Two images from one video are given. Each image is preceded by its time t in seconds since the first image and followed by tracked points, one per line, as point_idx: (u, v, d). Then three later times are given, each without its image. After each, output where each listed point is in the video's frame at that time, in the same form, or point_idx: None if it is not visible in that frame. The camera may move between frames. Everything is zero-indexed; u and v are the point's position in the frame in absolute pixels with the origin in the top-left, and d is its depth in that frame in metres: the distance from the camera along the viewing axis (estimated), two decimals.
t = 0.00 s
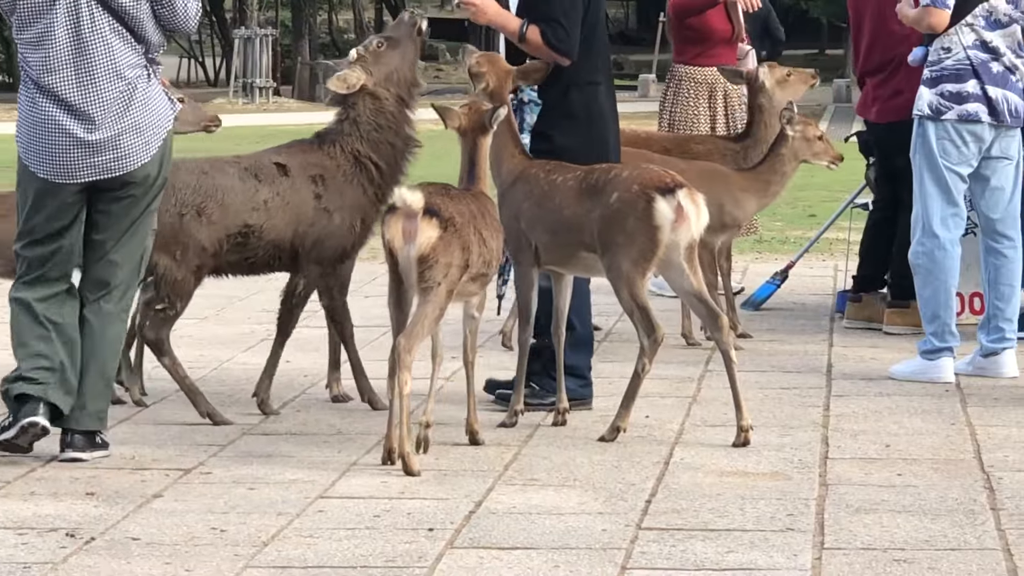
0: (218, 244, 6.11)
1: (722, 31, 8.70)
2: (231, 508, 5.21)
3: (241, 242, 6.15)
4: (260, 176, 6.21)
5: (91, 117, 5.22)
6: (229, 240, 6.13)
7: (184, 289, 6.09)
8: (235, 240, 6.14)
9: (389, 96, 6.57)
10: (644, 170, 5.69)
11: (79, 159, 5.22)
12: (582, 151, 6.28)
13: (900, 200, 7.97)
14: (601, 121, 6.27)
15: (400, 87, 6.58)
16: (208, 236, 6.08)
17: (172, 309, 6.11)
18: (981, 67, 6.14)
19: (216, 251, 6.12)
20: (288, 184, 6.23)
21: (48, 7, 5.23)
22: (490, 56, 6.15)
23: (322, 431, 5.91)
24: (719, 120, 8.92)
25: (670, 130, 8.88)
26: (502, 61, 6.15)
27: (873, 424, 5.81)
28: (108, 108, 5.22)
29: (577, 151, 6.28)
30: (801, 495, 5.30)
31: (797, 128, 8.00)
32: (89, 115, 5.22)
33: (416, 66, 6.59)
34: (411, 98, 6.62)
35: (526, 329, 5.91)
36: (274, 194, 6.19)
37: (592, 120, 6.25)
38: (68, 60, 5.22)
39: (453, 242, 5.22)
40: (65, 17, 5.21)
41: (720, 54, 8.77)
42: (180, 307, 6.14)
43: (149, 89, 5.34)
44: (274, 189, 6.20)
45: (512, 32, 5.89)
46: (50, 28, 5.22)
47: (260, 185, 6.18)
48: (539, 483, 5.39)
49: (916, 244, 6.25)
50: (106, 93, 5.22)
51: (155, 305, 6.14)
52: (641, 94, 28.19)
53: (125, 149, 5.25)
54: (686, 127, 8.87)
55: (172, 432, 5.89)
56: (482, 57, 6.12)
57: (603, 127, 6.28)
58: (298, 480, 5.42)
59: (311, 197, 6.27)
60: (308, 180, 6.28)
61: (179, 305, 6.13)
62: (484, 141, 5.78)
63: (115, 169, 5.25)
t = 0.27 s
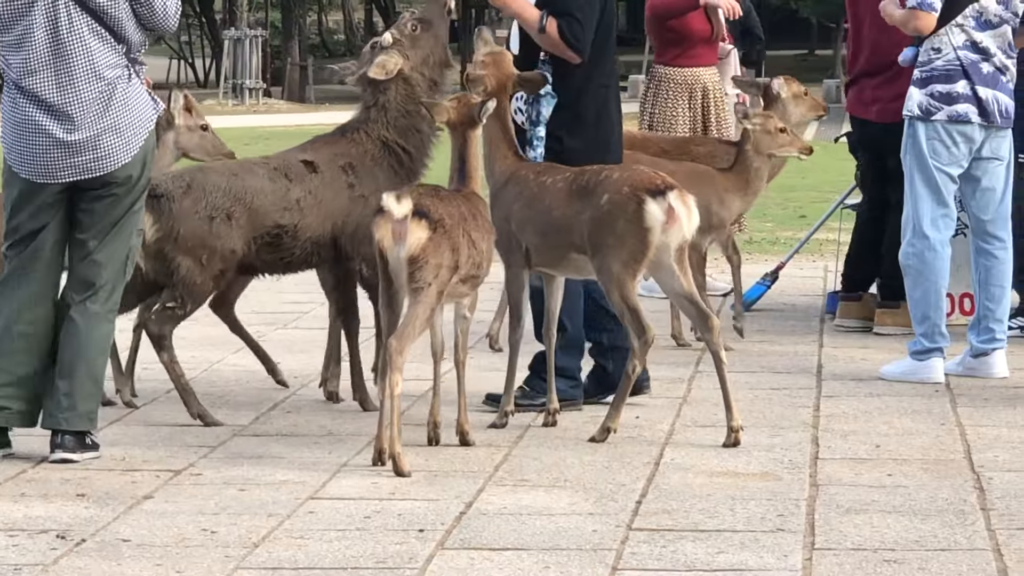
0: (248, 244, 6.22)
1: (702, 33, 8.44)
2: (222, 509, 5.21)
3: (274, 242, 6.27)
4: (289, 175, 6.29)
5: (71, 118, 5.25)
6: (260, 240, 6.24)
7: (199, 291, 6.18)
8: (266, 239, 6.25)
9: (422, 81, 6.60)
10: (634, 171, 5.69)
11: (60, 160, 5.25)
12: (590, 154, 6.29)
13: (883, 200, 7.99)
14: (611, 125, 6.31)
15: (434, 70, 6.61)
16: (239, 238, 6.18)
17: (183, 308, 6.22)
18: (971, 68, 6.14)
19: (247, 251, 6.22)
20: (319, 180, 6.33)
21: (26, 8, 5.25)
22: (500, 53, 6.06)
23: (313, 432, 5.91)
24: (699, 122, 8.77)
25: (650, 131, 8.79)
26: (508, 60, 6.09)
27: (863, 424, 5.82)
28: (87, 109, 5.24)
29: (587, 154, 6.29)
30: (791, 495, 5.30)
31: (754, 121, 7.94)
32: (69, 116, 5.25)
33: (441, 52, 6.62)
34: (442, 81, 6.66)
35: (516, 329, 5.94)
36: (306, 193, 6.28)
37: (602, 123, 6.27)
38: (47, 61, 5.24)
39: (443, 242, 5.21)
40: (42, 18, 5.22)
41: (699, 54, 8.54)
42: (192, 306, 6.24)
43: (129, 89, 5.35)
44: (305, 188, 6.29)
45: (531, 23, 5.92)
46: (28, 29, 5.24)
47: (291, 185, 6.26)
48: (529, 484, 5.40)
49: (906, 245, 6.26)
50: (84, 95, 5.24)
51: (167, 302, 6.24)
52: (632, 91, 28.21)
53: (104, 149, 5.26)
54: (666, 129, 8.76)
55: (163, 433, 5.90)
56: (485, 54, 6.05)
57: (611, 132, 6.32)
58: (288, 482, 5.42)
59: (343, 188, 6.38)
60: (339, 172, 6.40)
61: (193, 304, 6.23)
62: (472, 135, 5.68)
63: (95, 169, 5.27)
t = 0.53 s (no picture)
0: (251, 248, 6.24)
1: (677, 37, 7.67)
2: (210, 513, 5.20)
3: (277, 248, 6.27)
4: (294, 181, 6.29)
5: (45, 120, 5.24)
6: (263, 245, 6.25)
7: (197, 295, 6.20)
8: (270, 244, 6.26)
9: (429, 81, 6.71)
10: (624, 175, 5.69)
11: (33, 161, 5.24)
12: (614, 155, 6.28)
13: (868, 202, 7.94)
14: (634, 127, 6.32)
15: (440, 69, 6.74)
16: (242, 243, 6.20)
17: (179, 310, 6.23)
18: (962, 71, 6.13)
19: (250, 255, 6.24)
20: (323, 185, 6.33)
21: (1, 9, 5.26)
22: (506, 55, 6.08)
23: (301, 436, 5.91)
24: (677, 124, 8.12)
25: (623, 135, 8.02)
26: (515, 63, 6.08)
27: (851, 428, 5.82)
28: (61, 110, 5.24)
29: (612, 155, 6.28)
30: (779, 498, 5.30)
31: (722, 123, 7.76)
32: (42, 117, 5.24)
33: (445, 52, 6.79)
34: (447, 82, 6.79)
35: (505, 333, 5.94)
36: (311, 198, 6.28)
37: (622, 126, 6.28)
38: (21, 63, 5.25)
39: (430, 245, 5.21)
40: (17, 19, 5.22)
41: (678, 58, 7.78)
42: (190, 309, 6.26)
43: (104, 92, 5.34)
44: (310, 193, 6.29)
45: (565, 22, 5.91)
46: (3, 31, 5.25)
47: (296, 191, 6.26)
48: (518, 488, 5.40)
49: (895, 248, 6.26)
50: (58, 96, 5.23)
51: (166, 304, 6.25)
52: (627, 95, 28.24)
53: (78, 151, 5.25)
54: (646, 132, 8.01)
55: (151, 437, 5.90)
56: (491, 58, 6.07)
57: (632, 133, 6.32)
58: (277, 486, 5.42)
59: (348, 193, 6.40)
60: (343, 177, 6.41)
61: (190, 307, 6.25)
62: (455, 135, 5.78)
63: (69, 171, 5.25)
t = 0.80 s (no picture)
0: (247, 257, 6.25)
1: (654, 39, 7.59)
2: (193, 516, 5.20)
3: (275, 257, 6.30)
4: (294, 189, 6.31)
5: (15, 120, 5.25)
6: (260, 255, 6.27)
7: (193, 299, 6.21)
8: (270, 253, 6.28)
9: (430, 81, 6.74)
10: (611, 178, 5.68)
11: (4, 162, 5.25)
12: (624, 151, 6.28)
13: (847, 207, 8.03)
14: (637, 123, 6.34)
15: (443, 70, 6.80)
16: (238, 252, 6.21)
17: (173, 314, 6.23)
18: (946, 73, 6.14)
19: (246, 263, 6.25)
20: (323, 193, 6.36)
21: None
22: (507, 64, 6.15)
23: (284, 439, 5.91)
24: (656, 127, 8.12)
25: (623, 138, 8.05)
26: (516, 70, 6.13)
27: (834, 430, 5.82)
28: (31, 111, 5.25)
29: (624, 152, 6.28)
30: (762, 500, 5.31)
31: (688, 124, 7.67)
32: (13, 118, 5.25)
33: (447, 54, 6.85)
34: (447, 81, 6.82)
35: (491, 336, 5.94)
36: (311, 206, 6.31)
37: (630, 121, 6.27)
38: None
39: (412, 248, 5.22)
40: None
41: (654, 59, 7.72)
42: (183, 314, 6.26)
43: (74, 93, 5.36)
44: (309, 202, 6.32)
45: (574, 18, 5.88)
46: None
47: (295, 199, 6.29)
48: (501, 490, 5.40)
49: (877, 251, 6.27)
50: (29, 97, 5.24)
51: (158, 307, 6.25)
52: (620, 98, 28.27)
53: (49, 152, 5.27)
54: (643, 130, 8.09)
55: (134, 440, 5.90)
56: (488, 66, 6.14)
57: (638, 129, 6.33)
58: (260, 488, 5.42)
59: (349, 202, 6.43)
60: (344, 185, 6.44)
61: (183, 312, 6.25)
62: (437, 131, 5.77)
63: (40, 172, 5.27)
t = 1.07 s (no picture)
0: (242, 258, 6.28)
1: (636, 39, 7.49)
2: (172, 516, 5.20)
3: (272, 258, 6.33)
4: (290, 190, 6.36)
5: None
6: (255, 256, 6.30)
7: (187, 299, 6.21)
8: (265, 254, 6.31)
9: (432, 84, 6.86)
10: (594, 178, 5.68)
11: None
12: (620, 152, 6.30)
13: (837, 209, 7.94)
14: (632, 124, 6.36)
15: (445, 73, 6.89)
16: (233, 253, 6.24)
17: (164, 313, 6.22)
18: (925, 73, 6.15)
19: (240, 264, 6.28)
20: (318, 194, 6.43)
21: None
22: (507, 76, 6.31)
23: (263, 439, 5.91)
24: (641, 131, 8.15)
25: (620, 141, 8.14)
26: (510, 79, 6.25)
27: (813, 430, 5.83)
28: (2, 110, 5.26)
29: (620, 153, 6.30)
30: (741, 500, 5.31)
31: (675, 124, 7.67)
32: None
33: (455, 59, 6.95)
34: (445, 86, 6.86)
35: (472, 336, 5.93)
36: (306, 208, 6.37)
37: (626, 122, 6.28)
38: None
39: (391, 247, 5.22)
40: None
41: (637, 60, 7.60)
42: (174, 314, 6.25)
43: (45, 91, 5.37)
44: (304, 204, 6.37)
45: (569, 24, 5.88)
46: None
47: (291, 201, 6.34)
48: (480, 490, 5.40)
49: (855, 252, 6.26)
50: None
51: (149, 305, 6.23)
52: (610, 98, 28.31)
53: (20, 152, 5.28)
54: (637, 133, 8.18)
55: (113, 440, 5.89)
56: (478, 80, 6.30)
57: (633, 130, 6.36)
58: (239, 489, 5.42)
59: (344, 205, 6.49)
60: (339, 186, 6.48)
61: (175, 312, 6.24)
62: (416, 139, 5.78)
63: (11, 172, 5.28)
